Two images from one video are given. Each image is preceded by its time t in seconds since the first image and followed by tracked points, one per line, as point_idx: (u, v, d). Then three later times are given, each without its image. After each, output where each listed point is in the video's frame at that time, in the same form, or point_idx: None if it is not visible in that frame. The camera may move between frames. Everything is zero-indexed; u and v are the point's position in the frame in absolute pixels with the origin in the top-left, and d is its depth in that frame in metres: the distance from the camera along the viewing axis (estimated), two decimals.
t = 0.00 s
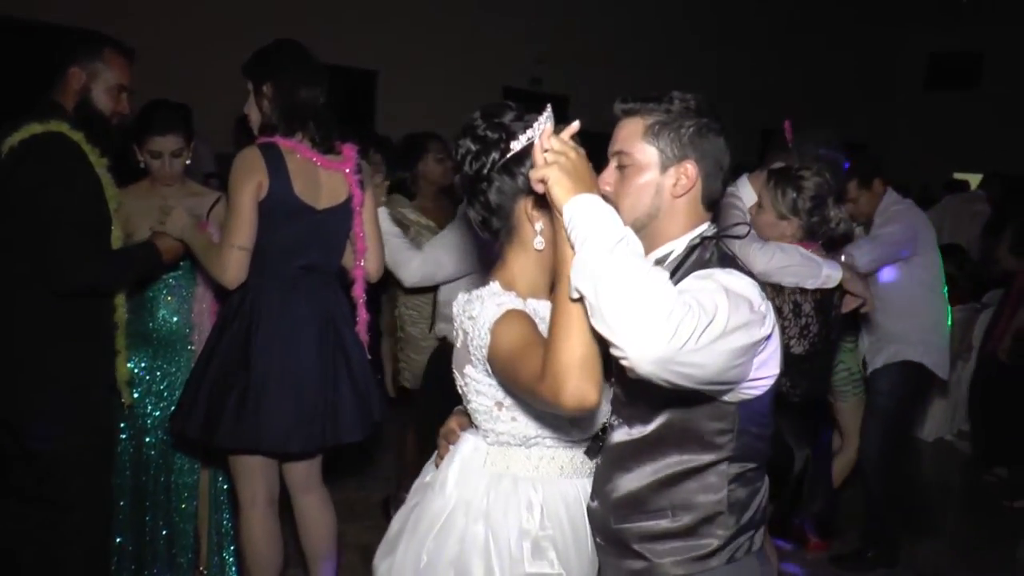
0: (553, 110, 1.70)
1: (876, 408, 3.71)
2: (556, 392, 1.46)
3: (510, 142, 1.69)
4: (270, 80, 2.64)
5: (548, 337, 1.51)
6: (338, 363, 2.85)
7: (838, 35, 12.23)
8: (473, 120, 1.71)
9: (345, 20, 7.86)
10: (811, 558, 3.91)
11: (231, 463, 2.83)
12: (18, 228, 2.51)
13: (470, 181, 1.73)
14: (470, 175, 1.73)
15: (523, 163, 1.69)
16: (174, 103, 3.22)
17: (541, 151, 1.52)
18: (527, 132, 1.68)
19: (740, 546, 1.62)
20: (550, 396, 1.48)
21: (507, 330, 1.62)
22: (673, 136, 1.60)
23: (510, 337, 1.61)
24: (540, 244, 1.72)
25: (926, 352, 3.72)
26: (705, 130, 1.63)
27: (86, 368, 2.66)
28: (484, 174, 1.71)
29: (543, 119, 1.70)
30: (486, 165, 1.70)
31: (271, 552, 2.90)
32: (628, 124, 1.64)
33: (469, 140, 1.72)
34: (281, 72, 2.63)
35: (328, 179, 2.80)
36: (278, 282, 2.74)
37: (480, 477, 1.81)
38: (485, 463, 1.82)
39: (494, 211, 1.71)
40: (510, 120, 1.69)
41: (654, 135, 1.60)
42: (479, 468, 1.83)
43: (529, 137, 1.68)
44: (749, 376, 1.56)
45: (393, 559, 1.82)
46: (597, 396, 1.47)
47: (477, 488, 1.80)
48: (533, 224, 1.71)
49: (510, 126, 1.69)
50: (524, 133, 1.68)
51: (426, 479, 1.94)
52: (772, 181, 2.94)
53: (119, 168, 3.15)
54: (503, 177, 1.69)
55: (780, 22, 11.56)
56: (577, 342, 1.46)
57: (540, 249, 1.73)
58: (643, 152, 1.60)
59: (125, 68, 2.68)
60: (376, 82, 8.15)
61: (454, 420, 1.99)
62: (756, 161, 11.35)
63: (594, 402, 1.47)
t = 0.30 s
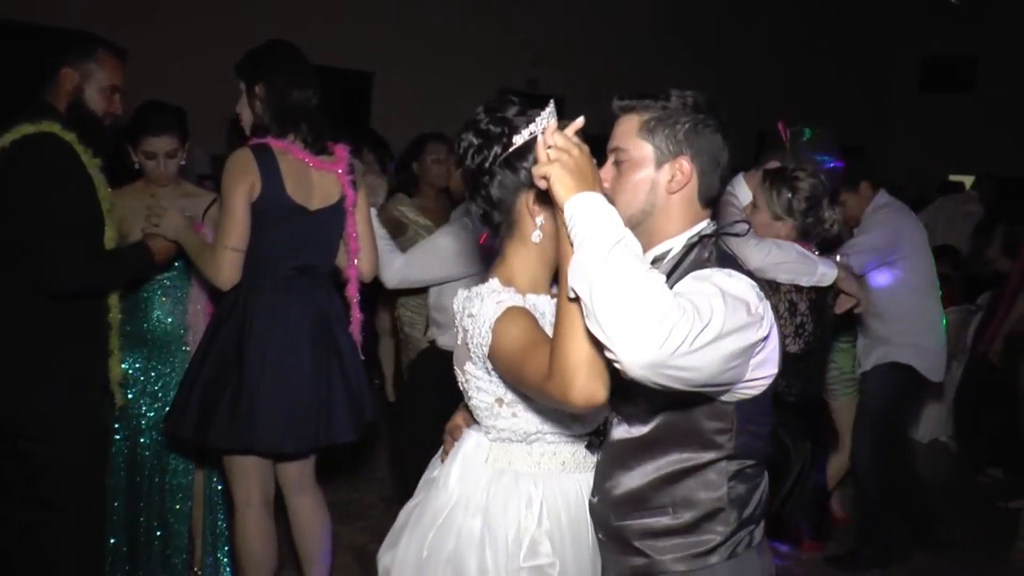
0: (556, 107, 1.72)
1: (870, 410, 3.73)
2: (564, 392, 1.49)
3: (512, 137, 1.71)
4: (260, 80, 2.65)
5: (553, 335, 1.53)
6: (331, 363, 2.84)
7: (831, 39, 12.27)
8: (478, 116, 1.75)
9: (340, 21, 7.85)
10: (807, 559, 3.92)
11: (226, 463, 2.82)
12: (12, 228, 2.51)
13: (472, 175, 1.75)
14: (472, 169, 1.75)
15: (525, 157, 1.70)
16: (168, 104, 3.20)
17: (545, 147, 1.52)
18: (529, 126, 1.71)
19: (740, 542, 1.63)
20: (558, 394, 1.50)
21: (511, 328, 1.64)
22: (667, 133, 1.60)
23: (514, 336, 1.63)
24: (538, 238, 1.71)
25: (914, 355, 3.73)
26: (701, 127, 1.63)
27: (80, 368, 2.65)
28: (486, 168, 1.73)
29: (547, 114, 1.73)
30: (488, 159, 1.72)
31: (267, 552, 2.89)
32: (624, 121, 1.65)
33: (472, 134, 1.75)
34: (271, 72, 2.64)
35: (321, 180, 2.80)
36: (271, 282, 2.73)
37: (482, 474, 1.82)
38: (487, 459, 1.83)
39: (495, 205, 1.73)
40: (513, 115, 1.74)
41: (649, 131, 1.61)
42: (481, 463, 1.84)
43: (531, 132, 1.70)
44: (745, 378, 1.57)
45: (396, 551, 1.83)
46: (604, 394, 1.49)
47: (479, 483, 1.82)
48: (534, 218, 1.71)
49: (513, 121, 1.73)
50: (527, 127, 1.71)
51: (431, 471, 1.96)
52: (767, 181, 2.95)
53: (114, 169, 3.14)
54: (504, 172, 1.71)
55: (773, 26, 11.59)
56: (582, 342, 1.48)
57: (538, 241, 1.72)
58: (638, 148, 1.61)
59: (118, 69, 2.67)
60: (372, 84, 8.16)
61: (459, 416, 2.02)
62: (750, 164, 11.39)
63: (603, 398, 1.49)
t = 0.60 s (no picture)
0: (559, 103, 1.72)
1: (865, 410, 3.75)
2: (565, 387, 1.49)
3: (515, 131, 1.71)
4: (258, 78, 2.63)
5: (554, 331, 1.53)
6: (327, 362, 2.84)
7: (825, 40, 12.28)
8: (481, 112, 1.75)
9: (334, 21, 7.83)
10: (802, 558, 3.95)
11: (221, 463, 2.82)
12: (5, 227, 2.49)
13: (474, 169, 1.75)
14: (475, 163, 1.75)
15: (527, 152, 1.71)
16: (161, 104, 3.18)
17: (549, 141, 1.52)
18: (531, 122, 1.70)
19: (741, 538, 1.64)
20: (560, 390, 1.50)
21: (511, 326, 1.63)
22: (664, 127, 1.59)
23: (514, 333, 1.62)
24: (537, 234, 1.72)
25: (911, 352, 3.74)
26: (697, 122, 1.61)
27: (74, 367, 2.64)
28: (488, 162, 1.73)
29: (549, 110, 1.72)
30: (490, 153, 1.72)
31: (263, 552, 2.89)
32: (621, 117, 1.64)
33: (474, 128, 1.75)
34: (264, 72, 2.62)
35: (314, 179, 2.79)
36: (265, 282, 2.72)
37: (484, 471, 1.83)
38: (489, 455, 1.84)
39: (497, 199, 1.73)
40: (515, 110, 1.73)
41: (645, 125, 1.60)
42: (483, 460, 1.85)
43: (534, 127, 1.70)
44: (742, 375, 1.57)
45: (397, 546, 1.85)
46: (606, 389, 1.50)
47: (480, 480, 1.82)
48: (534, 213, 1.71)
49: (516, 116, 1.72)
50: (529, 122, 1.71)
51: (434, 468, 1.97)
52: (764, 178, 2.98)
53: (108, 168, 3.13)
54: (506, 166, 1.71)
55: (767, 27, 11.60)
56: (582, 337, 1.49)
57: (537, 236, 1.72)
58: (635, 143, 1.61)
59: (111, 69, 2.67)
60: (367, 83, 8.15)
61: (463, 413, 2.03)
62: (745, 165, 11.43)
63: (604, 394, 1.50)
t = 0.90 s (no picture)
0: (560, 104, 1.73)
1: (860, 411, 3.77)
2: (560, 384, 1.49)
3: (515, 132, 1.72)
4: (249, 77, 2.62)
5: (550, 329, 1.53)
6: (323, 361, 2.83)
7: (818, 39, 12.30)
8: (482, 112, 1.75)
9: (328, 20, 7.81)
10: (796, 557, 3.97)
11: (216, 463, 2.81)
12: None
13: (474, 170, 1.75)
14: (475, 164, 1.75)
15: (528, 152, 1.71)
16: (156, 103, 3.17)
17: (551, 138, 1.53)
18: (532, 122, 1.72)
19: (743, 536, 1.65)
20: (555, 387, 1.50)
21: (508, 326, 1.64)
22: (662, 125, 1.59)
23: (511, 333, 1.62)
24: (538, 234, 1.72)
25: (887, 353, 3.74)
26: (695, 119, 1.61)
27: (69, 366, 2.63)
28: (489, 163, 1.73)
29: (550, 111, 1.74)
30: (491, 153, 1.72)
31: (257, 551, 2.88)
32: (620, 115, 1.63)
33: (475, 129, 1.75)
34: (256, 72, 2.62)
35: (306, 179, 2.78)
36: (260, 280, 2.70)
37: (484, 472, 1.84)
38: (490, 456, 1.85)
39: (498, 200, 1.73)
40: (517, 110, 1.73)
41: (644, 123, 1.60)
42: (483, 461, 1.85)
43: (534, 128, 1.71)
44: (739, 374, 1.57)
45: (403, 547, 1.87)
46: (599, 386, 1.50)
47: (480, 480, 1.83)
48: (535, 214, 1.72)
49: (517, 116, 1.72)
50: (530, 123, 1.72)
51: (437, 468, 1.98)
52: (762, 174, 2.99)
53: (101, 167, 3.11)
54: (507, 167, 1.71)
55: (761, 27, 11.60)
56: (579, 334, 1.49)
57: (537, 238, 1.73)
58: (633, 140, 1.60)
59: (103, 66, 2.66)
60: (362, 82, 8.14)
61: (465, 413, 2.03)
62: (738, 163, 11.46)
63: (598, 392, 1.50)
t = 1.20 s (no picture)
0: (557, 105, 1.73)
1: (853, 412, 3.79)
2: (547, 384, 1.49)
3: (512, 134, 1.72)
4: (239, 75, 2.60)
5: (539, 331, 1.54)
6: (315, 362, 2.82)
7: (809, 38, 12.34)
8: (479, 114, 1.76)
9: (318, 19, 7.79)
10: (788, 556, 4.00)
11: (208, 464, 2.80)
12: None
13: (472, 172, 1.76)
14: (473, 166, 1.75)
15: (525, 154, 1.71)
16: (148, 103, 3.16)
17: (545, 139, 1.53)
18: (530, 124, 1.71)
19: (741, 535, 1.65)
20: (542, 387, 1.51)
21: (501, 326, 1.64)
22: (657, 125, 1.59)
23: (503, 333, 1.63)
24: (538, 236, 1.72)
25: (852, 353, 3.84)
26: (691, 118, 1.61)
27: (59, 367, 2.61)
28: (485, 165, 1.73)
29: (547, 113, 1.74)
30: (488, 156, 1.72)
31: (250, 552, 2.87)
32: (617, 114, 1.64)
33: (472, 131, 1.76)
34: (246, 71, 2.60)
35: (294, 177, 2.76)
36: (251, 281, 2.69)
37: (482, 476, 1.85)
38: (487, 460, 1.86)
39: (495, 202, 1.73)
40: (514, 113, 1.74)
41: (640, 123, 1.60)
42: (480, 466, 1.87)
43: (531, 130, 1.71)
44: (736, 372, 1.57)
45: (405, 551, 1.89)
46: (586, 389, 1.50)
47: (478, 485, 1.84)
48: (532, 216, 1.72)
49: (514, 119, 1.73)
50: (527, 125, 1.72)
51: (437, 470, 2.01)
52: (756, 172, 3.01)
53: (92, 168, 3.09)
54: (504, 169, 1.72)
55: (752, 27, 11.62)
56: (570, 334, 1.49)
57: (538, 240, 1.73)
58: (629, 139, 1.60)
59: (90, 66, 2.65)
60: (352, 81, 8.12)
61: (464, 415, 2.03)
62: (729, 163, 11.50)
63: (584, 394, 1.50)
